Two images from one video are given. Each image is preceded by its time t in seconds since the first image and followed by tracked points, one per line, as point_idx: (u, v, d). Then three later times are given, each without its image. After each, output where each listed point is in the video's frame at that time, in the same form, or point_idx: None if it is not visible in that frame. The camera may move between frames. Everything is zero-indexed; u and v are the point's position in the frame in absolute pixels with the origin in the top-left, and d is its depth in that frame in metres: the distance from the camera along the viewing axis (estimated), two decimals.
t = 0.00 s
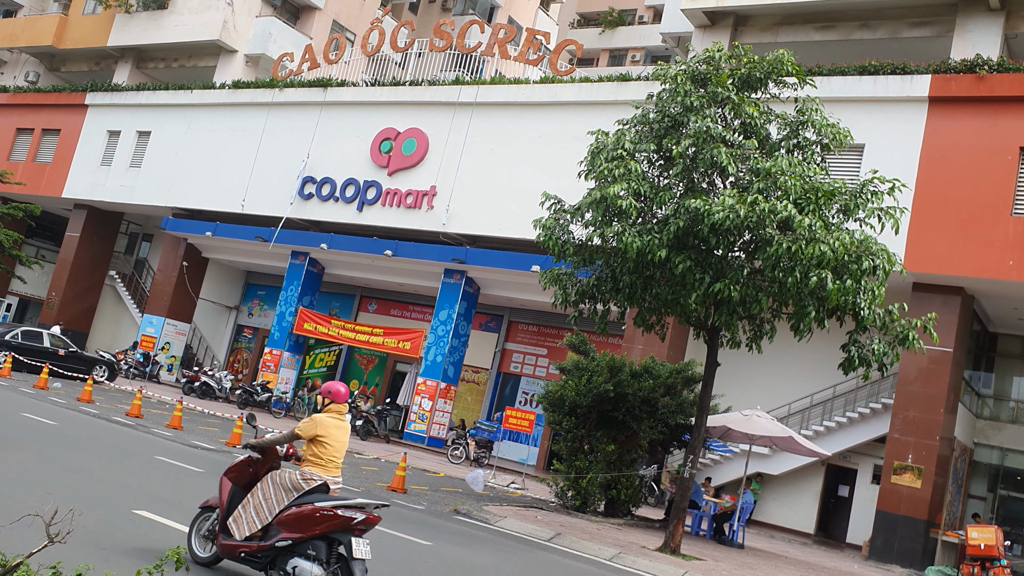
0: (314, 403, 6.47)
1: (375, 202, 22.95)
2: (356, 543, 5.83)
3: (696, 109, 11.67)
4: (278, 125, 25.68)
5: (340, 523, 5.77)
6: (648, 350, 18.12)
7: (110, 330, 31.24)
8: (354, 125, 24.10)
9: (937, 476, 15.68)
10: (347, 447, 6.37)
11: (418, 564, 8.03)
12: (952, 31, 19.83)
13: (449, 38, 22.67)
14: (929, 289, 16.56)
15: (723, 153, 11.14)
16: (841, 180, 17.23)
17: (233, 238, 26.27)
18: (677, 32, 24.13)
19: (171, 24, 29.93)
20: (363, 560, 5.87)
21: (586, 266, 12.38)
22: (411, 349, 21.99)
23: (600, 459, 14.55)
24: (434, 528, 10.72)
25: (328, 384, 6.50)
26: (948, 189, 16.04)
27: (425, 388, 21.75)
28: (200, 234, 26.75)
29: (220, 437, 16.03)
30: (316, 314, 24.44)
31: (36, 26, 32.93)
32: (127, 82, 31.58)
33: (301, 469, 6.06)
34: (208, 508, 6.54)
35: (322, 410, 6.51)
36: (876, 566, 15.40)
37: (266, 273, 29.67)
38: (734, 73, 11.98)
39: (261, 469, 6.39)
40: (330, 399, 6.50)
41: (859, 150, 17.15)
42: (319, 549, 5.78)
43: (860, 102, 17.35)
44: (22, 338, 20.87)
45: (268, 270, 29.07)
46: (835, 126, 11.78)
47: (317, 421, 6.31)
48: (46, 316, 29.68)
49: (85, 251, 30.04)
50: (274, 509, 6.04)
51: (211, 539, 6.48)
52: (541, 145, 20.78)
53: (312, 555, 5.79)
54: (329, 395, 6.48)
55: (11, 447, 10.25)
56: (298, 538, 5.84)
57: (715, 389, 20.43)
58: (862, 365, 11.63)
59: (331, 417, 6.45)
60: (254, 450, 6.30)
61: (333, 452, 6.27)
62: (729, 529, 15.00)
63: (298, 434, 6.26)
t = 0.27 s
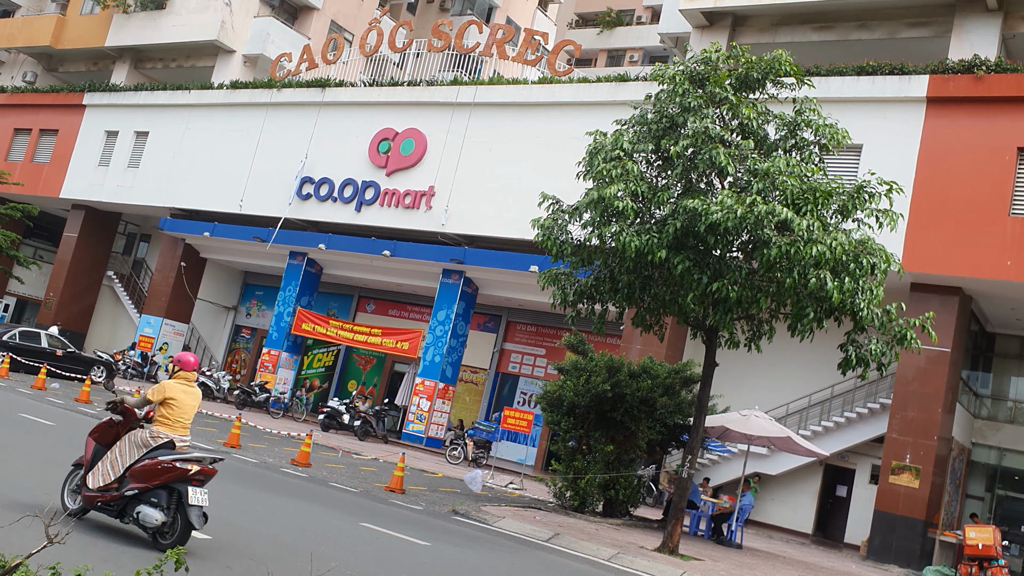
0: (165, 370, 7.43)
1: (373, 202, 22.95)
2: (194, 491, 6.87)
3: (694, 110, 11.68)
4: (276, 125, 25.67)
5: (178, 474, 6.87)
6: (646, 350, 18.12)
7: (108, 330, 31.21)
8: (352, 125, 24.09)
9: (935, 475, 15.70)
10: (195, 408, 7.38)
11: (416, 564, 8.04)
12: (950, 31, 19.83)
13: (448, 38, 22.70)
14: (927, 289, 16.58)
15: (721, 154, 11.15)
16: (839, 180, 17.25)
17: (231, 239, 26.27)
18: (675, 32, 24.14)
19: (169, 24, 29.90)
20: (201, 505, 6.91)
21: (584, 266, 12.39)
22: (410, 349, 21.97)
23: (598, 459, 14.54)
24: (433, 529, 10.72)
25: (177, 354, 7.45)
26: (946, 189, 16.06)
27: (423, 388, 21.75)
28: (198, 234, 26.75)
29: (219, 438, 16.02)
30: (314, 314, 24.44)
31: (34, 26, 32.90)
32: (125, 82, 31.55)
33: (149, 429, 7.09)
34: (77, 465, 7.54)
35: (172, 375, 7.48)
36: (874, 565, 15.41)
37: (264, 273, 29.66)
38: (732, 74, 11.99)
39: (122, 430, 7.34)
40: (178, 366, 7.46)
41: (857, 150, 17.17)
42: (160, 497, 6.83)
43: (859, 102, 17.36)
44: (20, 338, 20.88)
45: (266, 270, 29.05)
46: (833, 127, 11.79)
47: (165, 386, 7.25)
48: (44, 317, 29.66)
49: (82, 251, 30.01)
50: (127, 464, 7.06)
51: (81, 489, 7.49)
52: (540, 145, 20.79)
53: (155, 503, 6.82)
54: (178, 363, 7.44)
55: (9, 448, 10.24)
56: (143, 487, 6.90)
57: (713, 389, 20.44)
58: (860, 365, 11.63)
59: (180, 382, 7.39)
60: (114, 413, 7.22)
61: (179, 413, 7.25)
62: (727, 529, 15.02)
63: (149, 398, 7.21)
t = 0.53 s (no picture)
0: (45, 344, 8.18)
1: (371, 202, 22.94)
2: (66, 452, 7.71)
3: (692, 110, 11.68)
4: (274, 126, 25.66)
5: (50, 437, 7.69)
6: (644, 350, 18.15)
7: (106, 331, 31.18)
8: (350, 126, 24.09)
9: (933, 475, 15.71)
10: (73, 377, 8.13)
11: (414, 564, 8.04)
12: (947, 32, 19.83)
13: (445, 38, 22.77)
14: (925, 290, 16.61)
15: (719, 154, 11.16)
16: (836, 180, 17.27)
17: (229, 240, 26.27)
18: (673, 33, 24.17)
19: (166, 25, 29.89)
20: (73, 465, 7.72)
21: (582, 266, 12.39)
22: (408, 349, 21.94)
23: (597, 459, 14.53)
24: (431, 529, 10.71)
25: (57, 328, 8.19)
26: (943, 189, 16.08)
27: (421, 388, 21.76)
28: (196, 235, 26.74)
29: (217, 438, 16.00)
30: (312, 315, 24.40)
31: (31, 26, 32.88)
32: (122, 82, 31.53)
33: (27, 398, 7.89)
34: None
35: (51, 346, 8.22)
36: (872, 565, 15.41)
37: (262, 274, 29.65)
38: (730, 74, 11.99)
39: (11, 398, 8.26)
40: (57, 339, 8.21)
41: (854, 150, 17.19)
42: (35, 458, 7.69)
43: (856, 102, 17.38)
44: (17, 339, 20.89)
45: (264, 271, 29.04)
46: (831, 127, 11.80)
47: (43, 358, 8.01)
48: (42, 318, 29.64)
49: (80, 252, 29.98)
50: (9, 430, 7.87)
51: None
52: (538, 146, 20.79)
53: (30, 463, 7.68)
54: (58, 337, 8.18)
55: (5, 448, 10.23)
56: (19, 449, 7.71)
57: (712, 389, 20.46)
58: (858, 365, 11.63)
59: (59, 353, 8.10)
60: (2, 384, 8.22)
61: (57, 383, 8.02)
62: (726, 528, 15.02)
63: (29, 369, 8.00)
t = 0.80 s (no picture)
0: None
1: (371, 205, 22.96)
2: None
3: (693, 114, 11.68)
4: (275, 128, 25.68)
5: None
6: (645, 353, 18.15)
7: (107, 333, 31.19)
8: (351, 128, 24.10)
9: (934, 479, 15.69)
10: None
11: (414, 568, 8.03)
12: (948, 35, 19.84)
13: (447, 42, 22.83)
14: (925, 293, 16.60)
15: (719, 157, 11.15)
16: (837, 184, 17.28)
17: (230, 242, 26.28)
18: (674, 36, 24.18)
19: (168, 27, 29.92)
20: None
21: (583, 269, 12.39)
22: (408, 352, 21.93)
23: (597, 463, 14.52)
24: (431, 533, 10.71)
25: None
26: (944, 193, 16.07)
27: (422, 391, 21.76)
28: (197, 237, 26.75)
29: (217, 441, 16.01)
30: (313, 317, 24.27)
31: (33, 28, 32.94)
32: (124, 84, 31.56)
33: None
34: None
35: None
36: (873, 569, 15.40)
37: (263, 276, 29.65)
38: (731, 77, 11.99)
39: None
40: None
41: (856, 154, 17.20)
42: None
43: (857, 106, 17.39)
44: (17, 341, 20.95)
45: (265, 273, 29.04)
46: (832, 130, 11.80)
47: None
48: (43, 320, 29.64)
49: (81, 254, 30.00)
50: None
51: None
52: (538, 149, 20.80)
53: None
54: None
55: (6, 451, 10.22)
56: None
57: (712, 392, 20.45)
58: (858, 369, 11.62)
59: None
60: None
61: None
62: (727, 532, 15.01)
63: None
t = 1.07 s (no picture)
0: None
1: (368, 204, 22.93)
2: None
3: (690, 114, 11.68)
4: (272, 128, 25.65)
5: None
6: (641, 353, 18.15)
7: (103, 332, 31.15)
8: (348, 128, 24.08)
9: (930, 480, 15.70)
10: None
11: (411, 567, 8.02)
12: (945, 36, 19.86)
13: (444, 41, 22.83)
14: (922, 294, 16.60)
15: (716, 157, 11.15)
16: (833, 184, 17.29)
17: (226, 241, 26.26)
18: (672, 36, 24.18)
19: (165, 26, 29.87)
20: None
21: (580, 269, 12.38)
22: (405, 352, 21.91)
23: (594, 463, 14.49)
24: (427, 532, 10.70)
25: None
26: (941, 194, 16.08)
27: (418, 391, 21.73)
28: (193, 236, 26.73)
29: (213, 440, 15.98)
30: (310, 317, 24.36)
31: (29, 27, 32.88)
32: (120, 83, 31.51)
33: None
34: None
35: None
36: (869, 570, 15.40)
37: (259, 275, 29.62)
38: (727, 78, 11.98)
39: None
40: None
41: (852, 154, 17.21)
42: None
43: (854, 106, 17.40)
44: (13, 340, 20.90)
45: (262, 273, 29.01)
46: (828, 131, 11.81)
47: None
48: (39, 319, 29.58)
49: (77, 253, 29.94)
50: None
51: None
52: (536, 149, 20.80)
53: None
54: None
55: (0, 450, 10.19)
56: None
57: (709, 392, 20.46)
58: (855, 370, 11.62)
59: None
60: None
61: None
62: (723, 533, 15.01)
63: None
